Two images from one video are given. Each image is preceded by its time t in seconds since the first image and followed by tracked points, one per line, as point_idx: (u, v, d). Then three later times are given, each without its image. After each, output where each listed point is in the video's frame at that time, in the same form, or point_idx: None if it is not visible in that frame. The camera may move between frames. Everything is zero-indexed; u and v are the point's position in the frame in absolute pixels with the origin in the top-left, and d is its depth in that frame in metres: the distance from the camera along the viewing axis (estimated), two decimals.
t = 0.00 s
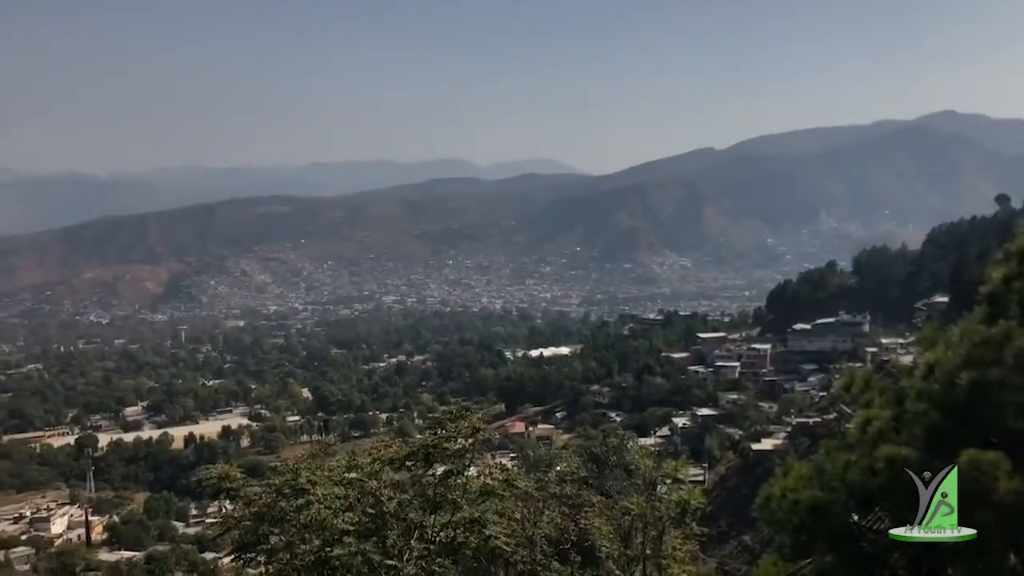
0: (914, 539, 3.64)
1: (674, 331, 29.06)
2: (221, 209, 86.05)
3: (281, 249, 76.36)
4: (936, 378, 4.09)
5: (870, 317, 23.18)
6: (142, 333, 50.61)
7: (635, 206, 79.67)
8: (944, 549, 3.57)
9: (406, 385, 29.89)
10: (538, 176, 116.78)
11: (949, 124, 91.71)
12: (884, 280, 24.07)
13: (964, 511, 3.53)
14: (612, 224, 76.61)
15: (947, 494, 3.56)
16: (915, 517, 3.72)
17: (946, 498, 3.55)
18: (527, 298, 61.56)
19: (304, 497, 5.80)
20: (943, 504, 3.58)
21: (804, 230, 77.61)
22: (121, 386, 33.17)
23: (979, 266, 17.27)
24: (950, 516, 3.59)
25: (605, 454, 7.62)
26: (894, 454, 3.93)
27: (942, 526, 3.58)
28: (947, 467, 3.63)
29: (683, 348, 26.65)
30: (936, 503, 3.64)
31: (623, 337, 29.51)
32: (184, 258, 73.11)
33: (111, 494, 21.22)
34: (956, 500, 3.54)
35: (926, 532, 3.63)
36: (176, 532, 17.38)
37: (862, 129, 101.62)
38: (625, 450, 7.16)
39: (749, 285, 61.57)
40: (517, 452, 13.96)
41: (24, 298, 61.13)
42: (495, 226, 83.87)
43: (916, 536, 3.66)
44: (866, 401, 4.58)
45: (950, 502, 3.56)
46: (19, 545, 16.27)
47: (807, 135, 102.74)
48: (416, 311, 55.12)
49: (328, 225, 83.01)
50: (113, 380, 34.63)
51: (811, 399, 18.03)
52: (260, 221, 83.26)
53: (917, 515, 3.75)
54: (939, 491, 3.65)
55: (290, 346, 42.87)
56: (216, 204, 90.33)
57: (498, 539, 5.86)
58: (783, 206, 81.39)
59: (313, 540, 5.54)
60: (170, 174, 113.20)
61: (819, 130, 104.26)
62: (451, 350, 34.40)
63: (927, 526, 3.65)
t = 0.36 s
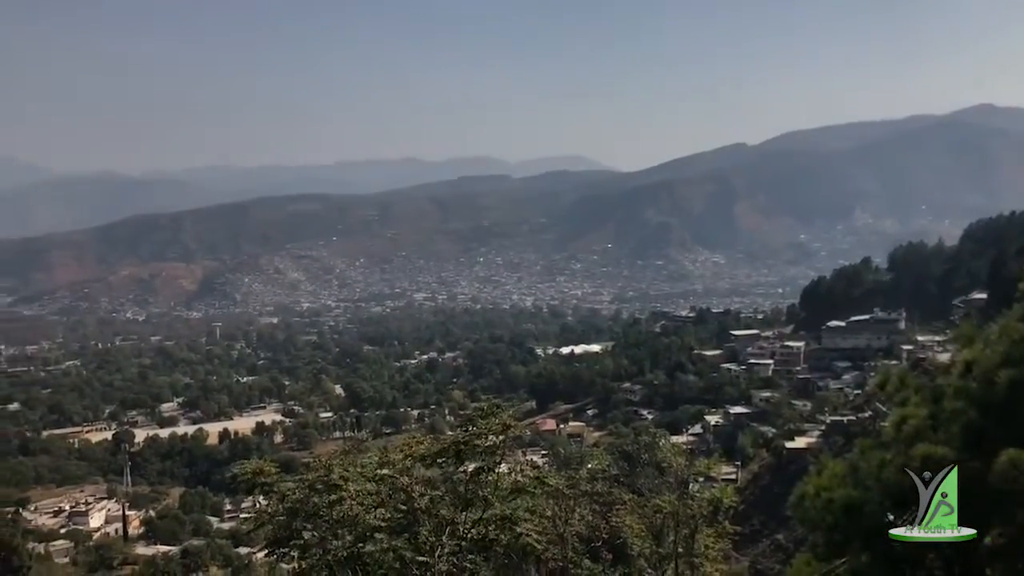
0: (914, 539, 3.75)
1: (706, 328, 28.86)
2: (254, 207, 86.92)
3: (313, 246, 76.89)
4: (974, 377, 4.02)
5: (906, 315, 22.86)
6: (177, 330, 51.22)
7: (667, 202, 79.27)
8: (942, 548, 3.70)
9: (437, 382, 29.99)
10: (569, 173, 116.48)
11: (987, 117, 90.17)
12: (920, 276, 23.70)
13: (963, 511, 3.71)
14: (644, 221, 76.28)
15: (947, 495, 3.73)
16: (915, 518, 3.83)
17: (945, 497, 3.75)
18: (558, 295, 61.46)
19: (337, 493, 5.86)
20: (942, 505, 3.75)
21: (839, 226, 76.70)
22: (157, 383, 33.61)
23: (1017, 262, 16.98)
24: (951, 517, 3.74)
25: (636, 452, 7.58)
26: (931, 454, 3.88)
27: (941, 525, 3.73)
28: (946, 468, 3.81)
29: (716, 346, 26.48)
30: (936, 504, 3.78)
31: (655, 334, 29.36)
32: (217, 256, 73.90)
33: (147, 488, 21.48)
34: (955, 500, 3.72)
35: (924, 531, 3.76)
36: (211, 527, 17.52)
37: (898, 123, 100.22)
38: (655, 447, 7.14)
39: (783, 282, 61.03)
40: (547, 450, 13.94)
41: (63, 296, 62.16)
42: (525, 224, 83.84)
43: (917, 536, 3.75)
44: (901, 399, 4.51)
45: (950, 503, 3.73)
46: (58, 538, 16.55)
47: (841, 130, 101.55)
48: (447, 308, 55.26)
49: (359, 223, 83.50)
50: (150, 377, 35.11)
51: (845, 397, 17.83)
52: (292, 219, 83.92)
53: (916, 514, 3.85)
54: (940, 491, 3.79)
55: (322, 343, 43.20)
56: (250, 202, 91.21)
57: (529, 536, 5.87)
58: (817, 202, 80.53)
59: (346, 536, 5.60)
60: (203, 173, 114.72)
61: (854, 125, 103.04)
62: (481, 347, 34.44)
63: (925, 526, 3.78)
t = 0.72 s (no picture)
0: (913, 539, 3.92)
1: (739, 325, 28.65)
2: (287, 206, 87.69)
3: (345, 244, 77.36)
4: (1012, 377, 3.93)
5: (943, 312, 22.52)
6: (212, 326, 51.85)
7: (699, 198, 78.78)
8: (933, 549, 3.89)
9: (468, 379, 30.07)
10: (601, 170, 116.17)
11: None
12: (958, 272, 23.32)
13: (962, 510, 3.85)
14: (676, 217, 75.89)
15: (947, 495, 3.88)
16: (916, 517, 3.98)
17: (944, 495, 3.89)
18: (589, 293, 61.31)
19: (369, 488, 5.89)
20: (942, 503, 3.90)
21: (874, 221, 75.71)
22: (192, 379, 34.04)
23: None
24: (950, 517, 3.90)
25: (667, 450, 7.53)
26: (969, 454, 3.86)
27: (939, 524, 3.89)
28: (947, 469, 3.94)
29: (748, 343, 26.28)
30: (936, 503, 3.93)
31: (687, 331, 29.21)
32: (251, 255, 74.64)
33: (182, 483, 21.76)
34: (955, 500, 3.87)
35: (922, 530, 3.93)
36: (246, 522, 17.70)
37: (936, 117, 98.62)
38: (689, 446, 7.09)
39: (817, 279, 60.37)
40: (579, 448, 13.96)
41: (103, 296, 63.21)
42: (556, 220, 83.76)
43: (917, 537, 3.92)
44: (937, 398, 4.46)
45: (950, 502, 3.87)
46: (97, 531, 16.85)
47: (878, 125, 100.16)
48: (478, 305, 55.37)
49: (391, 220, 83.92)
50: (185, 373, 35.58)
51: (880, 395, 17.61)
52: (324, 217, 84.55)
53: (918, 514, 3.99)
54: (940, 490, 3.94)
55: (355, 340, 43.50)
56: (283, 201, 92.00)
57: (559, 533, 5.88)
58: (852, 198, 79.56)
59: (378, 530, 5.60)
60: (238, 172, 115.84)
61: (891, 120, 101.59)
62: (513, 344, 34.45)
63: (927, 526, 3.92)
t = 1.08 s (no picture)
0: (912, 538, 4.03)
1: (770, 324, 28.43)
2: (318, 204, 88.37)
3: (375, 242, 77.80)
4: None
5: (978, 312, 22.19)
6: (244, 323, 52.40)
7: (729, 196, 78.28)
8: (936, 549, 3.95)
9: (497, 377, 30.12)
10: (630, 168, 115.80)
11: None
12: (994, 271, 22.94)
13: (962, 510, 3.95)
14: (706, 215, 75.44)
15: (946, 495, 4.00)
16: (915, 519, 4.10)
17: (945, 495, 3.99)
18: (618, 291, 61.15)
19: (398, 485, 5.89)
20: (943, 504, 4.01)
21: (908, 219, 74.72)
22: (224, 375, 34.46)
23: None
24: (951, 517, 4.01)
25: (697, 449, 7.48)
26: (1006, 454, 3.84)
27: (940, 526, 4.00)
28: (947, 469, 4.08)
29: (779, 342, 26.08)
30: (937, 503, 4.04)
31: (716, 330, 29.05)
32: (282, 253, 75.34)
33: (215, 479, 22.00)
34: (954, 499, 3.99)
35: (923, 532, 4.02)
36: (277, 518, 17.84)
37: (973, 113, 97.09)
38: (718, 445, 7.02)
39: (849, 277, 59.72)
40: (607, 446, 13.94)
41: (138, 295, 64.18)
42: (585, 218, 83.63)
43: (915, 536, 4.03)
44: (972, 398, 4.39)
45: (949, 502, 3.99)
46: (131, 526, 17.09)
47: (913, 122, 98.81)
48: (506, 303, 55.42)
49: (420, 218, 84.24)
50: (218, 369, 36.00)
51: (914, 395, 17.40)
52: (354, 215, 85.14)
53: (917, 515, 4.12)
54: (942, 489, 4.04)
55: (384, 337, 43.72)
56: (313, 199, 92.74)
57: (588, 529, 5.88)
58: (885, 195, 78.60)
59: (408, 528, 5.63)
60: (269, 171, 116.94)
61: (926, 116, 100.19)
62: (541, 342, 34.46)
63: (925, 527, 4.04)
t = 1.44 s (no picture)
0: (915, 535, 4.15)
1: (809, 324, 28.13)
2: (356, 202, 89.07)
3: (412, 241, 78.24)
4: None
5: None
6: (283, 320, 52.97)
7: (768, 195, 77.53)
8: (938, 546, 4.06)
9: (532, 375, 30.14)
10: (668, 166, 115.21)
11: None
12: None
13: (964, 512, 4.06)
14: (745, 214, 74.78)
15: (947, 495, 4.10)
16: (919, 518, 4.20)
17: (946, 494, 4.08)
18: (656, 290, 60.85)
19: (434, 482, 5.91)
20: (944, 504, 4.11)
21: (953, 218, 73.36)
22: (263, 371, 34.89)
23: None
24: (952, 517, 4.11)
25: (735, 449, 7.41)
26: None
27: (941, 527, 4.09)
28: (950, 470, 4.19)
29: (818, 343, 25.78)
30: (937, 504, 4.15)
31: (755, 330, 28.83)
32: (321, 252, 76.07)
33: (254, 474, 22.24)
34: (955, 500, 4.09)
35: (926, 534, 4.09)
36: (314, 513, 17.95)
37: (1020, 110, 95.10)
38: (755, 444, 6.96)
39: (890, 277, 58.82)
40: (644, 445, 13.90)
41: (180, 292, 65.19)
42: (622, 216, 83.34)
43: (918, 534, 4.14)
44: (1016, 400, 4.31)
45: (951, 502, 4.09)
46: (171, 519, 17.38)
47: (958, 120, 97.05)
48: (543, 301, 55.41)
49: (456, 217, 84.48)
50: (257, 366, 36.45)
51: (957, 398, 17.09)
52: (392, 214, 85.65)
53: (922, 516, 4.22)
54: (943, 490, 4.14)
55: (422, 335, 43.92)
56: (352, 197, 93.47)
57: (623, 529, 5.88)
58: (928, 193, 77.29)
59: (444, 525, 5.67)
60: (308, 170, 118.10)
61: (971, 115, 98.35)
62: (577, 341, 34.39)
63: (928, 526, 4.13)
